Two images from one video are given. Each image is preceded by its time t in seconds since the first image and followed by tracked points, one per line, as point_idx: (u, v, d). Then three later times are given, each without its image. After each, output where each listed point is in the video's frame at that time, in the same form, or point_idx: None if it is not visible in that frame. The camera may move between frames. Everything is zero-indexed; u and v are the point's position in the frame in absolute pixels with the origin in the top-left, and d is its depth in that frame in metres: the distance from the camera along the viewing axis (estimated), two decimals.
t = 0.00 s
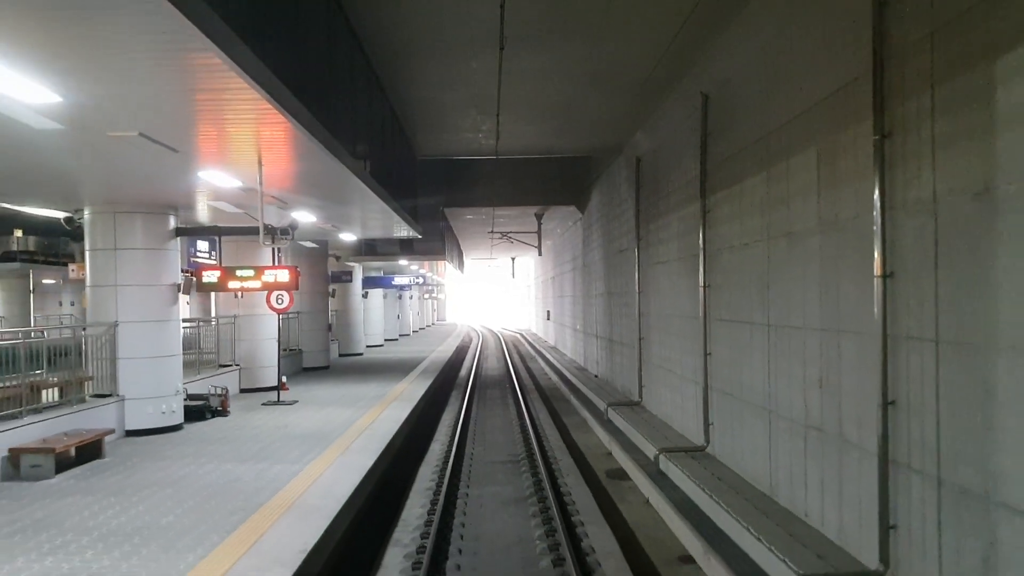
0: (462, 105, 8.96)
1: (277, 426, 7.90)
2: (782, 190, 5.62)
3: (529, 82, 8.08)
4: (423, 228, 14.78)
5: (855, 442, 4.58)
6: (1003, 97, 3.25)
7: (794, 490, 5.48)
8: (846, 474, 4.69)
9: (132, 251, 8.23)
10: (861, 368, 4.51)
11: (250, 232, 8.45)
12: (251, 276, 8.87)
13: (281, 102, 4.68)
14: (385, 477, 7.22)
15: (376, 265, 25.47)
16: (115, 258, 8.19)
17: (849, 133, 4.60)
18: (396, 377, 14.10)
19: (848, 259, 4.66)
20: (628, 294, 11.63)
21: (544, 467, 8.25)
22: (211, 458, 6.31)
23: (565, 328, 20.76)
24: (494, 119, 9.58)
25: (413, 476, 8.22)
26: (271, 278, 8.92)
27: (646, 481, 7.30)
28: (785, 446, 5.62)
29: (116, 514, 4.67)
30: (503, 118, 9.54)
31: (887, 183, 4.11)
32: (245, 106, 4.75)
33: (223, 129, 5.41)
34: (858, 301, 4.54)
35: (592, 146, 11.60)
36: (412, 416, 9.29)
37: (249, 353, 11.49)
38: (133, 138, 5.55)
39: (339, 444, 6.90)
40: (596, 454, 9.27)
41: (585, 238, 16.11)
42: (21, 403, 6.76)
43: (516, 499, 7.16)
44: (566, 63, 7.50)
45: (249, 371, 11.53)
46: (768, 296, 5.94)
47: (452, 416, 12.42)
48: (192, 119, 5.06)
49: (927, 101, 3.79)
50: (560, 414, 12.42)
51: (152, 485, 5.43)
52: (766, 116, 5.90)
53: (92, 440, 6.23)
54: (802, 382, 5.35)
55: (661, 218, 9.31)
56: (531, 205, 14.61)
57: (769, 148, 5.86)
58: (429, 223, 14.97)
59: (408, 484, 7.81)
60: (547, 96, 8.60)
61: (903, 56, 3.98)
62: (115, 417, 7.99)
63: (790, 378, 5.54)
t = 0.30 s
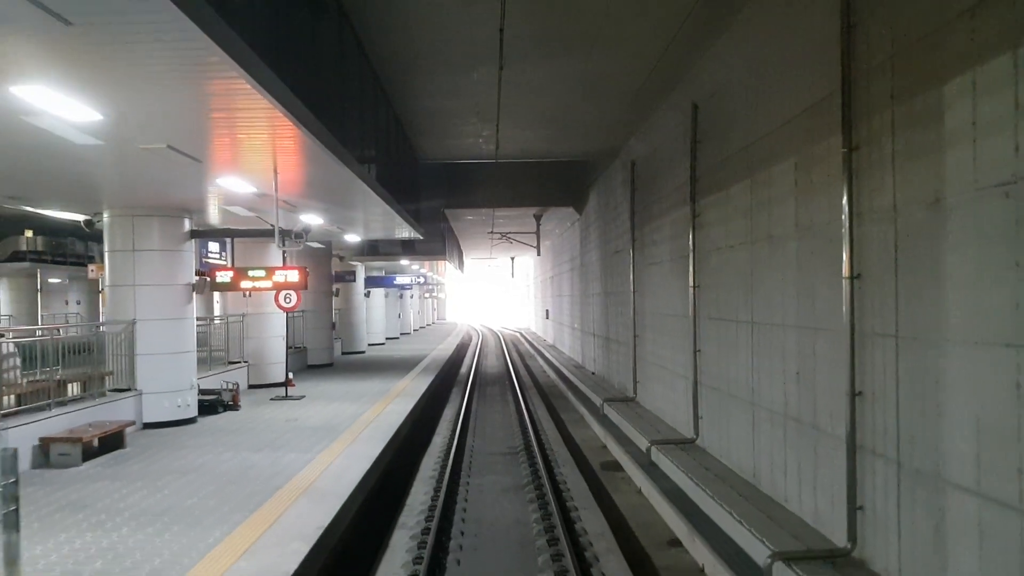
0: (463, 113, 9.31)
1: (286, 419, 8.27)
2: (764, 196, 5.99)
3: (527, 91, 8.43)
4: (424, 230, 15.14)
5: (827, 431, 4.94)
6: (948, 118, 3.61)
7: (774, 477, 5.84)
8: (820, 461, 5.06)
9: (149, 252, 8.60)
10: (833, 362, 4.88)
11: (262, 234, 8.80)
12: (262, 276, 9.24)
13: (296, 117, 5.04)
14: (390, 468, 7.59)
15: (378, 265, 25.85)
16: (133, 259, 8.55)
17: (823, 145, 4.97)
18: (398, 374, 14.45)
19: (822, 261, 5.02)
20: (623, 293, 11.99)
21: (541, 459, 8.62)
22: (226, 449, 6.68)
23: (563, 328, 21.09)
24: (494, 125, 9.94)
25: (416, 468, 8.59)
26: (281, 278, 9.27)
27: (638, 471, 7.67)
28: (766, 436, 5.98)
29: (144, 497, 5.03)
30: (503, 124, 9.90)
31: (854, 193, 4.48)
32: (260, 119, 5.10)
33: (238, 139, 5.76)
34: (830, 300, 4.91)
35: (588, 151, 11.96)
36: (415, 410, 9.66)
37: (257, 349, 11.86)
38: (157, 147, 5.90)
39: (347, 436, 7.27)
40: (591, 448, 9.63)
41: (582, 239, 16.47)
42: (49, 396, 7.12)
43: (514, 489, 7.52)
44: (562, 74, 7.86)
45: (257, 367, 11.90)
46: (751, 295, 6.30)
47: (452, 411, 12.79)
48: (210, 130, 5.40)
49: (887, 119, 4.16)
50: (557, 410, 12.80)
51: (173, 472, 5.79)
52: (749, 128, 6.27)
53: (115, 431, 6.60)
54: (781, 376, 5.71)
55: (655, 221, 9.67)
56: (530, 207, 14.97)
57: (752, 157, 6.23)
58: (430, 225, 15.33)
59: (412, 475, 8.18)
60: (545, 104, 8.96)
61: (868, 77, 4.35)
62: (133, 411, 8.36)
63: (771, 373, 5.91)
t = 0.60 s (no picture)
0: (464, 120, 9.66)
1: (295, 414, 8.62)
2: (749, 201, 6.34)
3: (526, 100, 8.79)
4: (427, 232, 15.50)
5: (805, 423, 5.29)
6: (907, 135, 3.97)
7: (757, 466, 6.19)
8: (798, 450, 5.41)
9: (165, 254, 8.97)
10: (809, 357, 5.23)
11: (272, 236, 9.16)
12: (273, 276, 9.60)
13: (309, 129, 5.39)
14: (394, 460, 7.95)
15: (381, 266, 26.22)
16: (150, 260, 8.92)
17: (801, 155, 5.32)
18: (401, 372, 14.80)
19: (800, 264, 5.38)
20: (620, 293, 12.34)
21: (539, 453, 8.98)
22: (240, 441, 7.03)
23: (563, 327, 21.43)
24: (495, 131, 10.30)
25: (419, 461, 8.95)
26: (290, 278, 9.65)
27: (631, 464, 8.02)
28: (750, 428, 6.33)
29: (167, 483, 5.38)
30: (503, 130, 10.26)
31: (827, 201, 4.83)
32: (276, 132, 5.44)
33: (252, 149, 6.11)
34: (807, 300, 5.26)
35: (586, 155, 12.31)
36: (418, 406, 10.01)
37: (265, 348, 12.22)
38: (178, 158, 6.26)
39: (354, 429, 7.62)
40: (588, 443, 9.98)
41: (581, 241, 16.82)
42: (73, 390, 7.52)
43: (513, 480, 7.87)
44: (560, 84, 8.21)
45: (265, 365, 12.26)
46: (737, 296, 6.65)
47: (453, 408, 13.14)
48: (227, 141, 5.74)
49: (857, 134, 4.51)
50: (556, 407, 13.15)
51: (192, 461, 6.15)
52: (735, 137, 6.62)
53: (137, 423, 6.96)
54: (764, 371, 6.07)
55: (650, 224, 10.01)
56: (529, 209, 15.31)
57: (738, 165, 6.58)
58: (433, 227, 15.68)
59: (415, 467, 8.54)
60: (543, 111, 9.32)
61: (840, 93, 4.70)
62: (150, 405, 8.72)
63: (754, 369, 6.26)
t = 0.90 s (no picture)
0: (465, 127, 10.01)
1: (302, 410, 8.97)
2: (735, 207, 6.68)
3: (524, 108, 9.13)
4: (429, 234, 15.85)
5: (785, 416, 5.64)
6: (873, 149, 4.32)
7: (743, 458, 6.53)
8: (778, 441, 5.76)
9: (179, 256, 9.33)
10: (789, 354, 5.58)
11: (281, 238, 9.50)
12: (282, 278, 9.96)
13: (319, 142, 5.74)
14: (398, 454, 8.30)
15: (382, 266, 26.57)
16: (165, 262, 9.29)
17: (782, 164, 5.67)
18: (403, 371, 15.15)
19: (781, 267, 5.72)
20: (617, 294, 12.68)
21: (537, 447, 9.32)
22: (252, 435, 7.38)
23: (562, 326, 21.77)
24: (494, 137, 10.65)
25: (422, 455, 9.29)
26: (299, 280, 10.00)
27: (626, 457, 8.36)
28: (736, 421, 6.67)
29: (187, 472, 5.73)
30: (502, 136, 10.61)
31: (804, 208, 5.18)
32: (287, 143, 5.78)
33: (264, 159, 6.44)
34: (787, 300, 5.61)
35: (583, 159, 12.65)
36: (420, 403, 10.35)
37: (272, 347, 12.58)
38: (197, 167, 6.62)
39: (360, 424, 7.97)
40: (585, 438, 10.33)
41: (579, 242, 17.17)
42: (95, 385, 7.92)
43: (512, 473, 8.22)
44: (557, 93, 8.55)
45: (272, 364, 12.61)
46: (725, 297, 6.99)
47: (454, 406, 13.49)
48: (240, 152, 6.08)
49: (830, 146, 4.86)
50: (554, 405, 13.50)
51: (208, 453, 6.50)
52: (722, 146, 6.96)
53: (156, 417, 7.34)
54: (748, 368, 6.42)
55: (644, 227, 10.36)
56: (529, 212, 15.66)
57: (724, 173, 6.93)
58: (434, 229, 16.03)
59: (418, 462, 8.88)
60: (541, 119, 9.66)
61: (815, 108, 5.05)
62: (164, 401, 9.10)
63: (740, 366, 6.61)
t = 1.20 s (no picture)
0: (466, 133, 10.35)
1: (309, 406, 9.31)
2: (723, 212, 7.02)
3: (523, 115, 9.47)
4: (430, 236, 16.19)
5: (768, 409, 5.98)
6: (845, 159, 4.66)
7: (730, 450, 6.87)
8: (762, 433, 6.09)
9: (191, 258, 9.68)
10: (771, 351, 5.91)
11: (288, 242, 9.83)
12: (290, 279, 10.30)
13: (328, 152, 6.08)
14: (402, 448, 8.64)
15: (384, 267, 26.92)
16: (179, 264, 9.65)
17: (765, 172, 6.01)
18: (405, 369, 15.50)
19: (764, 269, 6.06)
20: (614, 295, 13.02)
21: (535, 442, 9.66)
22: (263, 429, 7.72)
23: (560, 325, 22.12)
24: (494, 143, 10.98)
25: (424, 450, 9.63)
26: (306, 281, 10.26)
27: (620, 451, 8.70)
28: (724, 415, 7.00)
29: (204, 462, 6.07)
30: (502, 142, 10.95)
31: (785, 213, 5.52)
32: (296, 153, 6.11)
33: (274, 168, 6.77)
34: (770, 301, 5.95)
35: (581, 164, 12.99)
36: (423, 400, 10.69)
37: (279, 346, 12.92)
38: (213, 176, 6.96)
39: (366, 419, 8.30)
40: (582, 434, 10.67)
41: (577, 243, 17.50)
42: (115, 382, 8.17)
43: (512, 466, 8.56)
44: (554, 101, 8.89)
45: (278, 362, 12.95)
46: (714, 297, 7.33)
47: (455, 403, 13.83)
48: (250, 161, 6.40)
49: (807, 156, 5.20)
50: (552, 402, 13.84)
51: (222, 445, 6.84)
52: (711, 153, 7.30)
53: (171, 411, 7.69)
54: (735, 364, 6.75)
55: (639, 229, 10.69)
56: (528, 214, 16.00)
57: (713, 179, 7.26)
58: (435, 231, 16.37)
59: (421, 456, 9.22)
60: (538, 125, 10.00)
61: (794, 120, 5.38)
62: (178, 397, 9.45)
63: (727, 362, 6.94)
